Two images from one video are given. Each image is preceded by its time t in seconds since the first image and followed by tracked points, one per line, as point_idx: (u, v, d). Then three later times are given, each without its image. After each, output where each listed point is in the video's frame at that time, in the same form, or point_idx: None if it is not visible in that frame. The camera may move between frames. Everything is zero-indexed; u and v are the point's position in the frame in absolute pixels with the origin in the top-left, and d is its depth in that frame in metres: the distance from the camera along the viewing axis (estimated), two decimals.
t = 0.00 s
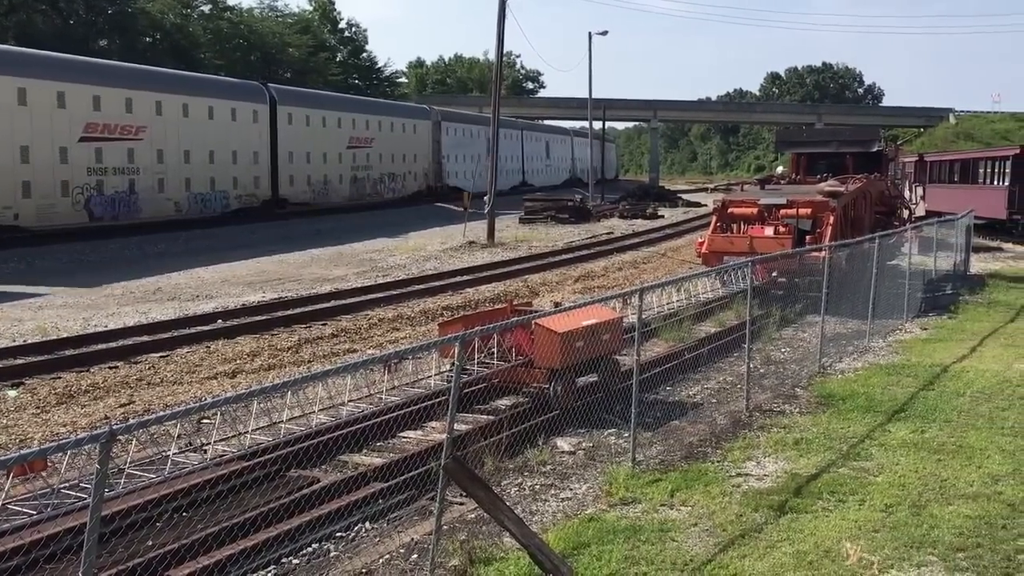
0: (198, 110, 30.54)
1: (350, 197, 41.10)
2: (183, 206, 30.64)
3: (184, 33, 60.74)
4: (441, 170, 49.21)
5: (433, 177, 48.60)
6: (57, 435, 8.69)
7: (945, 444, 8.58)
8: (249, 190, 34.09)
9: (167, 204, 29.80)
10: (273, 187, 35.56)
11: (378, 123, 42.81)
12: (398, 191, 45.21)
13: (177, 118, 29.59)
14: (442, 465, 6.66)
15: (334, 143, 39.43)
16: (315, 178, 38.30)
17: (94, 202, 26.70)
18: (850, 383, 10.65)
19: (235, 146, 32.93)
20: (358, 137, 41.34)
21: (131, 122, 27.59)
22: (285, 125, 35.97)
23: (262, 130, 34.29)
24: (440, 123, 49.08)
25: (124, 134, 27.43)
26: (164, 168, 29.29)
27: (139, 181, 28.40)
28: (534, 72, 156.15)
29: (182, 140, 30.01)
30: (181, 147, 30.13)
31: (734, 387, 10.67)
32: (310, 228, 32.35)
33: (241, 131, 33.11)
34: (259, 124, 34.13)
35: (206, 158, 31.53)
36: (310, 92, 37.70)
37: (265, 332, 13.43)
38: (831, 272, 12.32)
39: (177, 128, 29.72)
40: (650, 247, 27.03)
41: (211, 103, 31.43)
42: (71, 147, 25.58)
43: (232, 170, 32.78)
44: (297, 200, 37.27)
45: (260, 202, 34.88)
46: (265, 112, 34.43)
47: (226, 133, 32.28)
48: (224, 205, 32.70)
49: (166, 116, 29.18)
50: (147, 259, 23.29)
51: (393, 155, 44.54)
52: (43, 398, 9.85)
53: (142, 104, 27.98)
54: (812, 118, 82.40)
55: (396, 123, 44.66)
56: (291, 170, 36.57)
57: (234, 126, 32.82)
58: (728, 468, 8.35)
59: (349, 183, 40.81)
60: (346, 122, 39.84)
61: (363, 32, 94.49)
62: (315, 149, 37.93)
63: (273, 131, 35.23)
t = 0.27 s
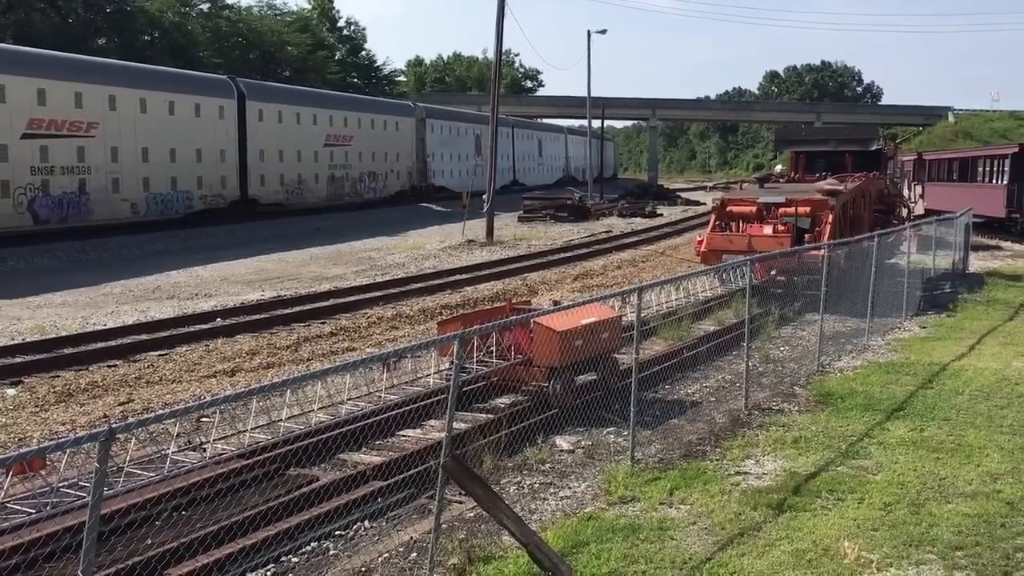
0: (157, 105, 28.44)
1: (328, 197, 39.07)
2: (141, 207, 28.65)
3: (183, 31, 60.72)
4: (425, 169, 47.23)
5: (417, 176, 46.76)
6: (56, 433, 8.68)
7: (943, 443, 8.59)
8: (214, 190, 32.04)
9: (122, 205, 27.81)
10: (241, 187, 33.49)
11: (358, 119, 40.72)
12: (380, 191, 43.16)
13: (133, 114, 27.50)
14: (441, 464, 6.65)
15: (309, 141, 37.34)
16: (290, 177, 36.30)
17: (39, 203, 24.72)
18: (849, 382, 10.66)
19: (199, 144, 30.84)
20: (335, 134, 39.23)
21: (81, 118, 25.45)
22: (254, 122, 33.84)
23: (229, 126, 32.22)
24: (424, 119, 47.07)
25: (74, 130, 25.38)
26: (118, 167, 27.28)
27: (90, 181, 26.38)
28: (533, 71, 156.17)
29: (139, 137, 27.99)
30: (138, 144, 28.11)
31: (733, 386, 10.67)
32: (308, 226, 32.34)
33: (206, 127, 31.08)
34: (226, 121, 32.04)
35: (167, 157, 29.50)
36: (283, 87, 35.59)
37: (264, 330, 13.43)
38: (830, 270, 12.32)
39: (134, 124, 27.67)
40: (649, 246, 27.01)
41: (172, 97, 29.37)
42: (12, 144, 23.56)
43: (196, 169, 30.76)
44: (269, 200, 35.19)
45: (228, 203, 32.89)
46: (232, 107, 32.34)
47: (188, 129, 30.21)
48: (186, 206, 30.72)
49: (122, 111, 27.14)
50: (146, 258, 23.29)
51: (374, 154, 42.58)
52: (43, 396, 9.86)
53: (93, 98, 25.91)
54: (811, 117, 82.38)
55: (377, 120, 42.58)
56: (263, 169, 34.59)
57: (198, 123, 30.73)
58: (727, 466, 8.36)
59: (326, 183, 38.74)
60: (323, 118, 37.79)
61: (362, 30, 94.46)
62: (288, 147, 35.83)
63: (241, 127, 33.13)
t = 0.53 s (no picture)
0: (115, 101, 26.55)
1: (307, 198, 37.25)
2: (97, 210, 26.78)
3: (185, 31, 60.74)
4: (412, 168, 45.56)
5: (404, 176, 45.04)
6: (58, 433, 8.68)
7: (946, 441, 8.57)
8: (180, 192, 30.13)
9: (76, 207, 25.95)
10: (211, 188, 31.59)
11: (340, 117, 38.91)
12: (362, 191, 41.39)
13: (87, 111, 25.63)
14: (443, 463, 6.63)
15: (285, 139, 35.48)
16: (264, 178, 34.38)
17: None
18: (852, 380, 10.65)
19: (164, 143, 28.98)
20: (314, 132, 37.37)
21: (29, 114, 23.65)
22: (225, 119, 31.84)
23: (197, 124, 30.34)
24: (412, 117, 45.44)
25: (20, 128, 23.54)
26: (70, 166, 25.38)
27: (39, 182, 24.50)
28: (535, 70, 156.19)
29: (95, 135, 26.09)
30: (94, 143, 26.23)
31: (736, 384, 10.67)
32: (310, 225, 32.33)
33: (170, 125, 29.13)
34: (193, 117, 30.15)
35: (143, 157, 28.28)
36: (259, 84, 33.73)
37: (267, 329, 13.45)
38: (833, 269, 12.32)
39: (88, 121, 25.74)
40: (651, 245, 27.00)
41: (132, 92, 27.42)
42: None
43: (158, 170, 28.84)
44: (241, 202, 33.31)
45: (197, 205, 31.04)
46: (200, 103, 30.37)
47: (150, 127, 28.27)
48: (148, 209, 28.83)
49: (74, 107, 25.22)
50: (148, 258, 23.31)
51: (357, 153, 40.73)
52: (45, 395, 9.86)
53: (42, 93, 24.01)
54: (813, 115, 82.32)
55: (360, 118, 40.80)
56: (235, 169, 32.65)
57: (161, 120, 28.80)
58: (730, 465, 8.35)
59: (304, 183, 36.91)
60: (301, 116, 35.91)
61: (364, 30, 94.47)
62: (262, 146, 33.96)
63: (210, 125, 31.17)
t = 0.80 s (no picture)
0: (68, 98, 24.76)
1: (283, 199, 35.43)
2: (48, 214, 25.02)
3: (189, 30, 60.73)
4: (398, 168, 43.88)
5: (388, 177, 43.33)
6: (62, 433, 8.69)
7: (950, 440, 8.56)
8: (142, 194, 28.24)
9: (22, 211, 24.20)
10: (177, 190, 29.73)
11: (320, 114, 37.10)
12: (343, 192, 39.62)
13: (36, 109, 23.85)
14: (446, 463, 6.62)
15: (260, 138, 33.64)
16: (237, 179, 32.51)
17: None
18: (856, 379, 10.64)
19: (123, 141, 27.15)
20: (291, 130, 35.52)
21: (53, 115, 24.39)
22: (193, 117, 29.95)
23: (161, 122, 28.47)
24: (397, 115, 43.79)
25: None
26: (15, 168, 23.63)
27: None
28: (538, 69, 156.09)
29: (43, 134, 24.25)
30: (43, 142, 24.42)
31: (739, 383, 10.66)
32: (312, 225, 32.33)
33: (130, 123, 27.23)
34: (158, 115, 28.32)
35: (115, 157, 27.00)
36: (234, 79, 31.90)
37: (270, 329, 13.45)
38: (837, 268, 12.30)
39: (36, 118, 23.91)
40: (655, 244, 26.97)
41: (87, 88, 25.50)
42: None
43: (116, 170, 26.99)
44: (210, 203, 31.45)
45: (161, 207, 29.19)
46: (164, 99, 28.44)
47: (106, 125, 26.38)
48: (106, 212, 27.03)
49: (20, 104, 23.41)
50: (151, 257, 23.33)
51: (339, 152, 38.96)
52: (49, 395, 9.88)
53: None
54: (817, 114, 82.18)
55: (342, 115, 38.99)
56: (203, 169, 30.78)
57: (121, 118, 26.93)
58: (733, 464, 8.34)
59: (280, 184, 35.10)
60: (277, 113, 34.02)
61: (367, 29, 94.44)
62: (235, 145, 32.13)
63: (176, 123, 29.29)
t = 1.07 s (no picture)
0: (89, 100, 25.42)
1: (257, 201, 33.68)
2: None
3: (192, 30, 60.77)
4: (383, 168, 42.18)
5: (373, 177, 41.74)
6: (66, 432, 8.70)
7: (954, 439, 8.55)
8: (98, 196, 26.40)
9: None
10: (138, 193, 27.95)
11: (297, 112, 35.32)
12: (323, 193, 37.88)
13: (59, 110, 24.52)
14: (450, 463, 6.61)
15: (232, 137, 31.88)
16: (205, 180, 30.69)
17: None
18: (859, 378, 10.63)
19: (76, 140, 25.34)
20: (266, 128, 33.76)
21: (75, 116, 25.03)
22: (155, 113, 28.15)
23: (119, 120, 26.61)
24: (383, 113, 42.18)
25: None
26: None
27: None
28: (541, 69, 156.11)
29: None
30: None
31: (742, 382, 10.65)
32: (314, 225, 32.35)
33: (83, 120, 25.38)
34: (116, 113, 26.50)
35: (65, 156, 25.10)
36: (201, 74, 30.13)
37: (274, 329, 13.46)
38: (840, 267, 12.29)
39: None
40: (658, 243, 26.95)
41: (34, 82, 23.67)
42: None
43: (67, 171, 25.15)
44: (175, 206, 29.59)
45: (120, 212, 27.37)
46: (122, 95, 26.60)
47: (56, 122, 24.56)
48: (57, 216, 25.21)
49: None
50: (154, 257, 23.35)
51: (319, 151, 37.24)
52: (53, 395, 9.89)
53: None
54: (820, 112, 82.07)
55: (322, 113, 37.19)
56: (167, 170, 28.98)
57: (75, 115, 25.12)
58: (736, 463, 8.34)
59: (253, 185, 33.34)
60: (250, 110, 32.23)
61: (370, 28, 94.43)
62: (203, 144, 30.36)
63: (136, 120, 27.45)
